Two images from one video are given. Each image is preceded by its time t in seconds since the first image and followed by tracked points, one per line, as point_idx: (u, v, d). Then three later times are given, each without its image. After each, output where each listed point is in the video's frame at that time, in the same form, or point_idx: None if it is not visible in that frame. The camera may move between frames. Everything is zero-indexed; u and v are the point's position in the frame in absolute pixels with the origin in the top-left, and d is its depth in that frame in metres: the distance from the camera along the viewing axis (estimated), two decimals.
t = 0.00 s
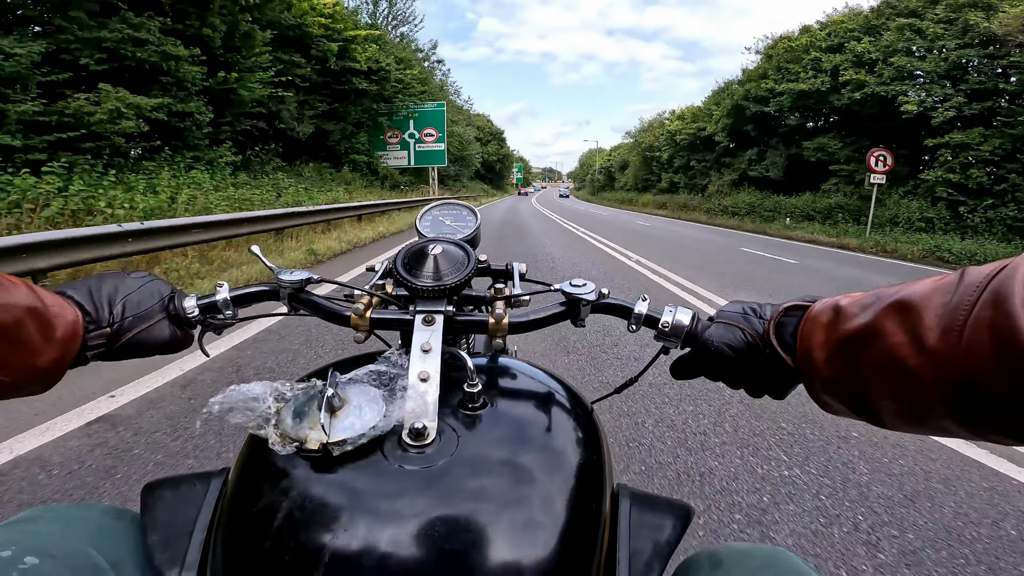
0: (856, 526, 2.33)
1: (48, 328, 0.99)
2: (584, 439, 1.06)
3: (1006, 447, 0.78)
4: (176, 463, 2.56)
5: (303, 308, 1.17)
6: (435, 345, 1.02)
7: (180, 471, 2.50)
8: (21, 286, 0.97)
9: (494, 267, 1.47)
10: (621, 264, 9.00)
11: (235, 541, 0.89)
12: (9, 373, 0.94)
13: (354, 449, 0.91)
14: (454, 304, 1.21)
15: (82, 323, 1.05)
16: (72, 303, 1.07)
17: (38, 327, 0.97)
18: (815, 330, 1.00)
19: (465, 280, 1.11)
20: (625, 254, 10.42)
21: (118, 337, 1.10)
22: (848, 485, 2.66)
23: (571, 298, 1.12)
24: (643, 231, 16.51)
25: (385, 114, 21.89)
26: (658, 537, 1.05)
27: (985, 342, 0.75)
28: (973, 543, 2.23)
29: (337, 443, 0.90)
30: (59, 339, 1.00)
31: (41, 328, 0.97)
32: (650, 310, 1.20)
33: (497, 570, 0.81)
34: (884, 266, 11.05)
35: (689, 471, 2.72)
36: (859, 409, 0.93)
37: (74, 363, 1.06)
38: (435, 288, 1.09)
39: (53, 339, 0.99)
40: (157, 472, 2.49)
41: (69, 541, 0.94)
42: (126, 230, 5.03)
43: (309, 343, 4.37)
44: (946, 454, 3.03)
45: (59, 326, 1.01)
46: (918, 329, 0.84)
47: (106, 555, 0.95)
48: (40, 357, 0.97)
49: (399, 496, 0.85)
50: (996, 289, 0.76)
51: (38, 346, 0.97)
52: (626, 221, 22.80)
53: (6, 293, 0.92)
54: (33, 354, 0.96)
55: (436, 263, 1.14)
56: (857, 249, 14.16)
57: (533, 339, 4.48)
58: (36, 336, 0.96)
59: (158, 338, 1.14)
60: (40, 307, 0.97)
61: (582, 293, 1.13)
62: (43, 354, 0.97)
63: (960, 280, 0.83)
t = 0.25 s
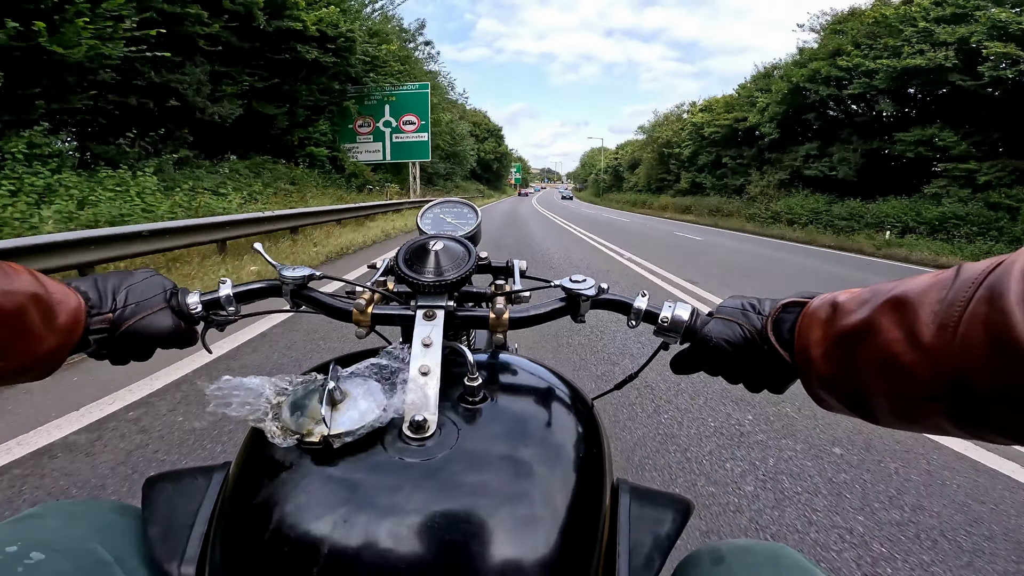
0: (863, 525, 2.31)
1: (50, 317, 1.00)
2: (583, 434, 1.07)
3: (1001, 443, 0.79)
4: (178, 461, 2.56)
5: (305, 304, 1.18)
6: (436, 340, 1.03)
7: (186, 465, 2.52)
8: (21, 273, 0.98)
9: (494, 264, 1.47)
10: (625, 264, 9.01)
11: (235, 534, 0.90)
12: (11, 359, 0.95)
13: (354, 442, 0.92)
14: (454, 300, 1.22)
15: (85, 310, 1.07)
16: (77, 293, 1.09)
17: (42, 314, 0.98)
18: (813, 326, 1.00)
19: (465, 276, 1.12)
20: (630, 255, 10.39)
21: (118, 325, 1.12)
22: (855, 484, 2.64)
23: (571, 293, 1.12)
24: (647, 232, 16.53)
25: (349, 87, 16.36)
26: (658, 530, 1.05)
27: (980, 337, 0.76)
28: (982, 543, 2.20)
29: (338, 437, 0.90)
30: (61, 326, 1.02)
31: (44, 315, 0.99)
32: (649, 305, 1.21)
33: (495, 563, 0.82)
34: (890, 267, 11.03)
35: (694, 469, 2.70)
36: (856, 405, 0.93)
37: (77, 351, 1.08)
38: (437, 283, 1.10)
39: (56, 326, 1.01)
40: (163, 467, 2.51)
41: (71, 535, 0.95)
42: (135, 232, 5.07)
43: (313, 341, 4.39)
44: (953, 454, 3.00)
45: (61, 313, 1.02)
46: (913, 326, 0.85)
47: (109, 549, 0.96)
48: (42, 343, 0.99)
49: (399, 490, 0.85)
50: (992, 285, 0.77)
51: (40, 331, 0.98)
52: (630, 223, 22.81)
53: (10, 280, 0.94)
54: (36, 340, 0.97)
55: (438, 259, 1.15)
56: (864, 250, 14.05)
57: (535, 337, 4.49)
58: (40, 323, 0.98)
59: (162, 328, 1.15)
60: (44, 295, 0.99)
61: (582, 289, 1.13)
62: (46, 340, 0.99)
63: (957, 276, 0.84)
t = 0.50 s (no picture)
0: (867, 531, 2.30)
1: (61, 319, 1.00)
2: (590, 438, 1.07)
3: (1006, 429, 0.79)
4: (180, 465, 2.55)
5: (310, 308, 1.18)
6: (442, 344, 1.03)
7: (190, 468, 2.52)
8: (34, 276, 0.99)
9: (499, 267, 1.47)
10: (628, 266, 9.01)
11: (243, 539, 0.90)
12: (24, 362, 0.95)
13: (363, 446, 0.92)
14: (460, 304, 1.22)
15: (93, 312, 1.07)
16: (85, 295, 1.09)
17: (53, 315, 0.98)
18: (817, 315, 0.99)
19: (471, 280, 1.12)
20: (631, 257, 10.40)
21: (124, 328, 1.12)
22: (859, 489, 2.63)
23: (577, 297, 1.12)
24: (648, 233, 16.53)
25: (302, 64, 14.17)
26: (665, 533, 1.06)
27: (982, 324, 0.76)
28: (987, 549, 2.19)
29: (346, 442, 0.91)
30: (71, 329, 1.02)
31: (55, 318, 0.99)
32: (654, 308, 1.20)
33: (503, 568, 0.82)
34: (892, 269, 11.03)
35: (697, 473, 2.68)
36: (863, 395, 0.93)
37: (84, 352, 1.08)
38: (442, 288, 1.10)
39: (65, 328, 1.01)
40: (166, 470, 2.51)
41: (85, 540, 0.95)
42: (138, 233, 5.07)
43: (315, 343, 4.39)
44: (958, 458, 2.98)
45: (71, 316, 1.03)
46: (916, 313, 0.85)
47: (122, 553, 0.96)
48: (54, 345, 0.99)
49: (407, 496, 0.85)
50: (992, 272, 0.77)
51: (52, 333, 0.98)
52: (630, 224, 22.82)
53: (22, 282, 0.94)
54: (48, 341, 0.98)
55: (443, 262, 1.15)
56: (864, 251, 13.98)
57: (537, 340, 4.49)
58: (52, 324, 0.98)
59: (167, 331, 1.15)
60: (55, 297, 0.99)
61: (587, 292, 1.13)
62: (57, 342, 0.99)
63: (958, 264, 0.84)
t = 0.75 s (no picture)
0: (872, 529, 2.29)
1: (70, 325, 1.01)
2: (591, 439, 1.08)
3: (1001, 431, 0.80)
4: (184, 466, 2.56)
5: (314, 311, 1.19)
6: (445, 346, 1.04)
7: (193, 469, 2.54)
8: (43, 283, 1.00)
9: (500, 268, 1.48)
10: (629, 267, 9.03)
11: (249, 541, 0.91)
12: (35, 369, 0.96)
13: (367, 447, 0.93)
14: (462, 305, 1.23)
15: (102, 319, 1.09)
16: (92, 301, 1.10)
17: (62, 322, 0.99)
18: (812, 321, 1.01)
19: (473, 282, 1.13)
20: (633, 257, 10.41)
21: (132, 333, 1.13)
22: (862, 487, 2.63)
23: (578, 298, 1.13)
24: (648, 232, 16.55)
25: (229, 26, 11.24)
26: (667, 532, 1.07)
27: (970, 324, 0.77)
28: (992, 548, 2.19)
29: (350, 442, 0.92)
30: (80, 335, 1.03)
31: (64, 324, 1.00)
32: (655, 309, 1.21)
33: (506, 569, 0.83)
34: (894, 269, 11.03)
35: (700, 472, 2.68)
36: (857, 398, 0.95)
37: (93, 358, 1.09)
38: (444, 289, 1.11)
39: (75, 335, 1.02)
40: (170, 470, 2.52)
41: (92, 541, 0.96)
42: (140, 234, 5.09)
43: (317, 343, 4.40)
44: (962, 457, 2.98)
45: (80, 322, 1.04)
46: (906, 316, 0.86)
47: (130, 554, 0.97)
48: (63, 351, 1.00)
49: (410, 497, 0.86)
50: (980, 273, 0.78)
51: (60, 340, 0.99)
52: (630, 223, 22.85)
53: (31, 290, 0.95)
54: (57, 349, 0.99)
55: (444, 265, 1.16)
56: (866, 252, 13.97)
57: (540, 340, 4.49)
58: (61, 330, 0.99)
59: (173, 335, 1.16)
60: (64, 304, 1.00)
61: (589, 293, 1.14)
62: (66, 349, 1.00)
63: (947, 267, 0.85)
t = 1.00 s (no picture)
0: (875, 527, 2.28)
1: (70, 325, 1.02)
2: (592, 436, 1.08)
3: (1005, 429, 0.80)
4: (184, 465, 2.55)
5: (314, 309, 1.19)
6: (445, 343, 1.04)
7: (193, 468, 2.53)
8: (41, 284, 1.00)
9: (500, 266, 1.48)
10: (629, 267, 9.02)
11: (250, 538, 0.91)
12: (36, 369, 0.96)
13: (367, 444, 0.93)
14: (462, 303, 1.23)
15: (101, 318, 1.09)
16: (91, 301, 1.10)
17: (61, 321, 0.99)
18: (812, 320, 1.01)
19: (473, 279, 1.13)
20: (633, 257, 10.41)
21: (132, 332, 1.13)
22: (865, 485, 2.62)
23: (578, 294, 1.13)
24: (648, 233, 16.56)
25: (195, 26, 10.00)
26: (669, 529, 1.07)
27: (974, 321, 0.77)
28: (996, 546, 2.17)
29: (351, 439, 0.92)
30: (80, 335, 1.03)
31: (63, 324, 1.00)
32: (655, 305, 1.22)
33: (507, 566, 0.83)
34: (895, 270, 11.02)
35: (701, 472, 2.66)
36: (858, 397, 0.94)
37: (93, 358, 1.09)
38: (444, 287, 1.11)
39: (74, 335, 1.02)
40: (170, 470, 2.52)
41: (93, 540, 0.96)
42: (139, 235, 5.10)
43: (317, 342, 4.40)
44: (964, 455, 2.97)
45: (80, 323, 1.04)
46: (908, 315, 0.86)
47: (132, 553, 0.97)
48: (62, 351, 1.00)
49: (412, 494, 0.86)
50: (984, 270, 0.78)
51: (60, 340, 0.99)
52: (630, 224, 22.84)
53: (30, 290, 0.95)
54: (57, 349, 0.99)
55: (444, 263, 1.16)
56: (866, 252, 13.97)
57: (539, 339, 4.49)
58: (60, 330, 0.99)
59: (173, 334, 1.16)
60: (63, 304, 1.00)
61: (588, 290, 1.15)
62: (65, 349, 1.00)
63: (949, 265, 0.85)
